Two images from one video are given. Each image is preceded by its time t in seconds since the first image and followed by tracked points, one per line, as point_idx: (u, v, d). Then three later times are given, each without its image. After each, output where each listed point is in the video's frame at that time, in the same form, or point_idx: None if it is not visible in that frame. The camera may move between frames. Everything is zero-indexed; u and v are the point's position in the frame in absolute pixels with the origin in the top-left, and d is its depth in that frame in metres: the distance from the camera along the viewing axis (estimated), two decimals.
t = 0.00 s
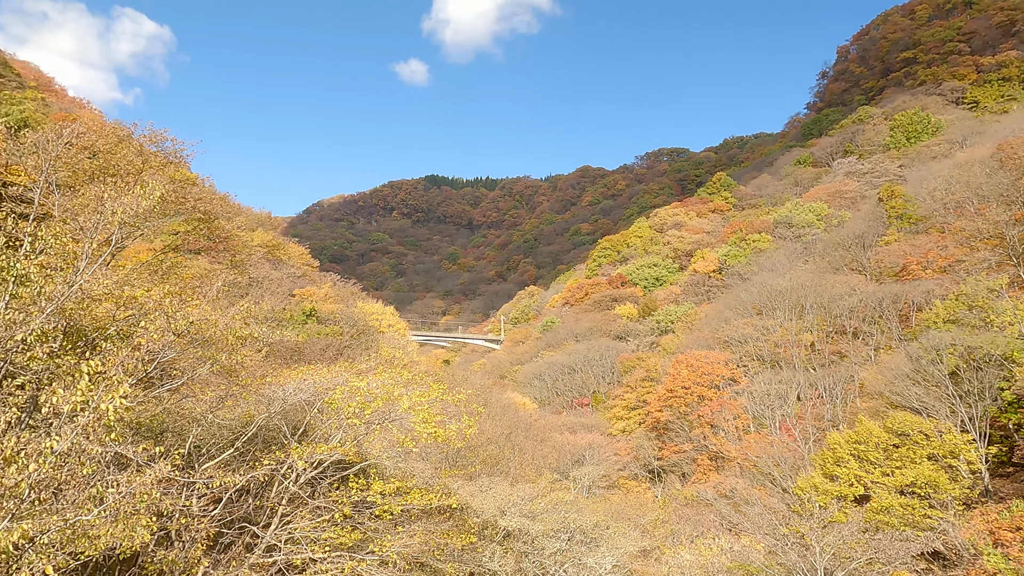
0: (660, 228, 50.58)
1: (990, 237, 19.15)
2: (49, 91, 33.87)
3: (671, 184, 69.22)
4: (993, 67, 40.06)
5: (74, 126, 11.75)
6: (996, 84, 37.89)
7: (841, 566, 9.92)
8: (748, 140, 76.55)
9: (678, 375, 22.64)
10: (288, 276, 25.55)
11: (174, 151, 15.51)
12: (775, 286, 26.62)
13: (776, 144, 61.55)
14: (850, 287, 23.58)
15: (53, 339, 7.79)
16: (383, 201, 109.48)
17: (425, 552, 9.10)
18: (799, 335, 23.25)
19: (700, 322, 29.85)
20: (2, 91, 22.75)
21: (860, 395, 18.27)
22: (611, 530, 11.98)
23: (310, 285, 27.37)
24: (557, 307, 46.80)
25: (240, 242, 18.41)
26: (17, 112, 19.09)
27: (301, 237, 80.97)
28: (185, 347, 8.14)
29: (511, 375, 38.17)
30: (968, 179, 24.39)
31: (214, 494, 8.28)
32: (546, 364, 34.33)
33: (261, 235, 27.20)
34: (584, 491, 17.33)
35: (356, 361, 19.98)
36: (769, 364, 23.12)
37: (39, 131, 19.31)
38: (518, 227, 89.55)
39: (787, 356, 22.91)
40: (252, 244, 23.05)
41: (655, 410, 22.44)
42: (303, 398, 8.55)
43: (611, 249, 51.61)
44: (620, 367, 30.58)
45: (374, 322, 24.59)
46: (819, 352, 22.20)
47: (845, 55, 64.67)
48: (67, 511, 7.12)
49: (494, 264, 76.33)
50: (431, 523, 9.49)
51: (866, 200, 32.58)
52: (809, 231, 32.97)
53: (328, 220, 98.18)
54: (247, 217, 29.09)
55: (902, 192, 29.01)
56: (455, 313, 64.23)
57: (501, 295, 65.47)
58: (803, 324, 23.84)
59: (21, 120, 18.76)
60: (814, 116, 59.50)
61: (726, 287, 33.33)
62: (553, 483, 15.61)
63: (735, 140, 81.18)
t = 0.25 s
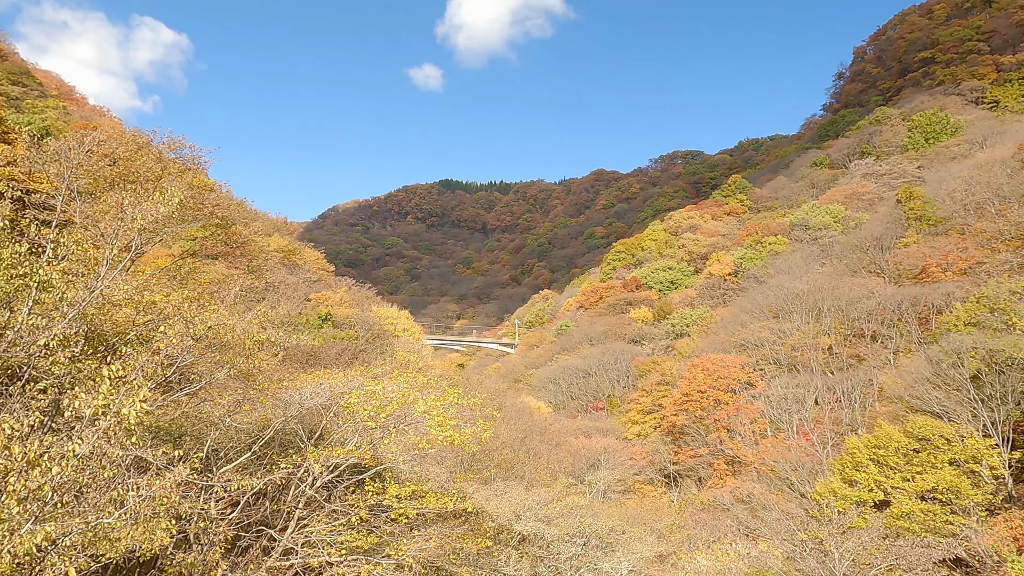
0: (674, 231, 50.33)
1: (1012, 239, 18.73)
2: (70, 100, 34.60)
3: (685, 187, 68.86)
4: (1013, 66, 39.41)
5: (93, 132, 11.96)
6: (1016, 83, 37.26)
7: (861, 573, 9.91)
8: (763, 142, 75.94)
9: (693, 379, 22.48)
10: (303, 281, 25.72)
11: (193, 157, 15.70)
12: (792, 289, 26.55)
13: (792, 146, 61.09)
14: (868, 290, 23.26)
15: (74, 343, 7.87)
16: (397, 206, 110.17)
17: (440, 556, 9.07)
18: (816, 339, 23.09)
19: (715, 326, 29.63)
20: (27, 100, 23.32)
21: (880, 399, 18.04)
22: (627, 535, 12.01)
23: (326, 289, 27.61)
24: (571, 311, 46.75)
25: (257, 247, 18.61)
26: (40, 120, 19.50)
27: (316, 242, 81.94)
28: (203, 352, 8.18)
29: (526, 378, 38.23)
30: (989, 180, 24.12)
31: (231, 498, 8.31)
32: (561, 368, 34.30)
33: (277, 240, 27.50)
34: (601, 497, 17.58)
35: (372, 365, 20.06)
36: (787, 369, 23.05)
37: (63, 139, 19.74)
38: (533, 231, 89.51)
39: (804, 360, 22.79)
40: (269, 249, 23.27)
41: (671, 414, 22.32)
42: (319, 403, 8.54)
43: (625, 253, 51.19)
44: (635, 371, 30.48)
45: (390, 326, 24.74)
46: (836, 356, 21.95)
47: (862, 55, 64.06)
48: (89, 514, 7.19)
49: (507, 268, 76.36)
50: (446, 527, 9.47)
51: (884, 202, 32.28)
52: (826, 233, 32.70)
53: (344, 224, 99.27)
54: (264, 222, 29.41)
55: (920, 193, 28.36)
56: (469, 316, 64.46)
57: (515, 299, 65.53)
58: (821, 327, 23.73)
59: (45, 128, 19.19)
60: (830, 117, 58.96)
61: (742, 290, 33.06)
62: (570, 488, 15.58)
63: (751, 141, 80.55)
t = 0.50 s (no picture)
0: (683, 232, 50.10)
1: None
2: (82, 103, 34.97)
3: (694, 187, 68.54)
4: None
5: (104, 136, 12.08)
6: None
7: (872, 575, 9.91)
8: (774, 142, 75.56)
9: (702, 381, 22.33)
10: (313, 283, 25.81)
11: (204, 160, 15.83)
12: (801, 290, 26.33)
13: (801, 145, 60.76)
14: (879, 290, 23.07)
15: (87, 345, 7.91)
16: (406, 208, 110.36)
17: (450, 557, 9.07)
18: (827, 340, 23.01)
19: (725, 326, 29.49)
20: (40, 104, 23.61)
21: (891, 400, 18.02)
22: (636, 536, 11.94)
23: (335, 291, 27.73)
24: (580, 311, 46.68)
25: (266, 249, 18.74)
26: (53, 124, 19.71)
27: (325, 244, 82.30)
28: (214, 353, 8.19)
29: (535, 380, 38.22)
30: (1002, 179, 23.95)
31: (241, 499, 8.31)
32: (569, 369, 34.27)
33: (286, 241, 27.68)
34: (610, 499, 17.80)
35: (380, 367, 20.21)
36: (797, 370, 22.91)
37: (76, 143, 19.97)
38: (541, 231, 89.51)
39: (815, 361, 22.67)
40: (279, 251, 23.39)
41: (680, 416, 22.08)
42: (329, 403, 8.54)
43: (634, 253, 51.14)
44: (644, 372, 30.37)
45: (399, 327, 24.82)
46: (847, 356, 21.94)
47: (873, 54, 63.68)
48: (101, 514, 7.23)
49: (516, 269, 76.31)
50: (456, 528, 9.49)
51: (895, 202, 32.13)
52: (836, 233, 32.52)
53: (352, 226, 99.70)
54: (274, 223, 29.58)
55: (932, 194, 28.47)
56: (478, 318, 64.55)
57: (524, 300, 65.49)
58: (831, 328, 23.62)
59: (57, 132, 19.41)
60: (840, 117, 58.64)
61: (752, 291, 33.09)
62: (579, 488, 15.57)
63: (760, 141, 80.16)
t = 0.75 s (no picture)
0: (700, 234, 49.72)
1: None
2: (102, 111, 35.68)
3: (711, 189, 67.98)
4: None
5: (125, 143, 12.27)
6: None
7: None
8: (791, 142, 74.86)
9: (720, 384, 21.91)
10: (330, 287, 25.94)
11: (222, 166, 16.04)
12: (820, 291, 26.07)
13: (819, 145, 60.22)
14: (899, 291, 22.88)
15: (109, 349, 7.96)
16: (421, 212, 110.94)
17: (467, 561, 9.12)
18: (846, 342, 22.72)
19: (743, 329, 29.27)
20: (63, 113, 24.13)
21: (913, 403, 18.01)
22: (654, 541, 11.82)
23: (351, 295, 27.96)
24: (595, 314, 46.47)
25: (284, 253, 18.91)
26: (74, 131, 20.09)
27: (341, 248, 83.04)
28: (233, 357, 8.24)
29: (551, 383, 38.17)
30: None
31: (261, 501, 8.34)
32: (586, 372, 34.20)
33: (303, 246, 27.92)
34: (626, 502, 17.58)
35: (397, 370, 20.40)
36: (816, 372, 22.60)
37: (96, 150, 20.32)
38: (556, 234, 89.35)
39: (834, 364, 22.35)
40: (296, 256, 23.61)
41: (697, 419, 21.68)
42: (346, 407, 8.54)
43: (649, 256, 51.06)
44: (661, 375, 30.19)
45: (414, 331, 24.95)
46: (867, 359, 21.65)
47: (892, 53, 63.02)
48: (124, 516, 7.32)
49: (531, 272, 76.20)
50: (472, 532, 9.53)
51: (916, 202, 31.77)
52: (856, 235, 32.29)
53: (368, 230, 100.55)
54: (291, 228, 29.88)
55: (954, 193, 28.09)
56: (494, 321, 64.66)
57: (540, 303, 65.37)
58: (851, 331, 23.32)
59: (79, 139, 19.79)
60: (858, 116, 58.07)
61: (770, 293, 32.83)
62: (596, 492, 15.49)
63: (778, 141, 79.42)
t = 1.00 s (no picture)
0: (721, 236, 49.28)
1: None
2: (129, 120, 36.55)
3: (732, 190, 67.36)
4: None
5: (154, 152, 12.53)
6: None
7: None
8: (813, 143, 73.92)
9: (743, 387, 22.01)
10: (352, 291, 26.14)
11: (246, 172, 16.28)
12: (845, 292, 25.88)
13: (843, 145, 59.40)
14: (927, 292, 22.62)
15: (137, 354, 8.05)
16: (442, 216, 111.53)
17: (490, 565, 9.12)
18: (872, 344, 22.45)
19: (766, 332, 28.91)
20: (91, 122, 24.75)
21: (942, 407, 17.71)
22: (677, 545, 11.70)
23: (372, 299, 28.29)
24: (616, 317, 46.36)
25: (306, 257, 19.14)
26: (102, 140, 20.56)
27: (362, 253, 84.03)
28: (257, 361, 8.27)
29: (571, 387, 38.13)
30: None
31: (286, 504, 8.35)
32: (607, 375, 34.14)
33: (325, 250, 28.25)
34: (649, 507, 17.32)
35: (418, 373, 20.65)
36: (841, 375, 22.24)
37: (122, 158, 20.77)
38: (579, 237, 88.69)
39: (860, 366, 22.09)
40: (318, 261, 23.94)
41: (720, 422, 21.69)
42: (368, 410, 8.55)
43: (670, 258, 50.64)
44: (682, 378, 30.00)
45: (435, 335, 25.13)
46: (894, 362, 21.37)
47: (916, 50, 62.14)
48: (152, 518, 7.40)
49: (551, 275, 76.13)
50: (494, 535, 9.52)
51: (943, 201, 31.27)
52: (880, 235, 31.97)
53: (388, 235, 101.57)
54: (313, 233, 30.23)
55: (983, 192, 27.59)
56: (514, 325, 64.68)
57: (560, 306, 65.29)
58: (877, 332, 23.01)
59: (106, 147, 20.27)
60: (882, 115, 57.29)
61: (794, 295, 32.51)
62: (618, 496, 15.39)
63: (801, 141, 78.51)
